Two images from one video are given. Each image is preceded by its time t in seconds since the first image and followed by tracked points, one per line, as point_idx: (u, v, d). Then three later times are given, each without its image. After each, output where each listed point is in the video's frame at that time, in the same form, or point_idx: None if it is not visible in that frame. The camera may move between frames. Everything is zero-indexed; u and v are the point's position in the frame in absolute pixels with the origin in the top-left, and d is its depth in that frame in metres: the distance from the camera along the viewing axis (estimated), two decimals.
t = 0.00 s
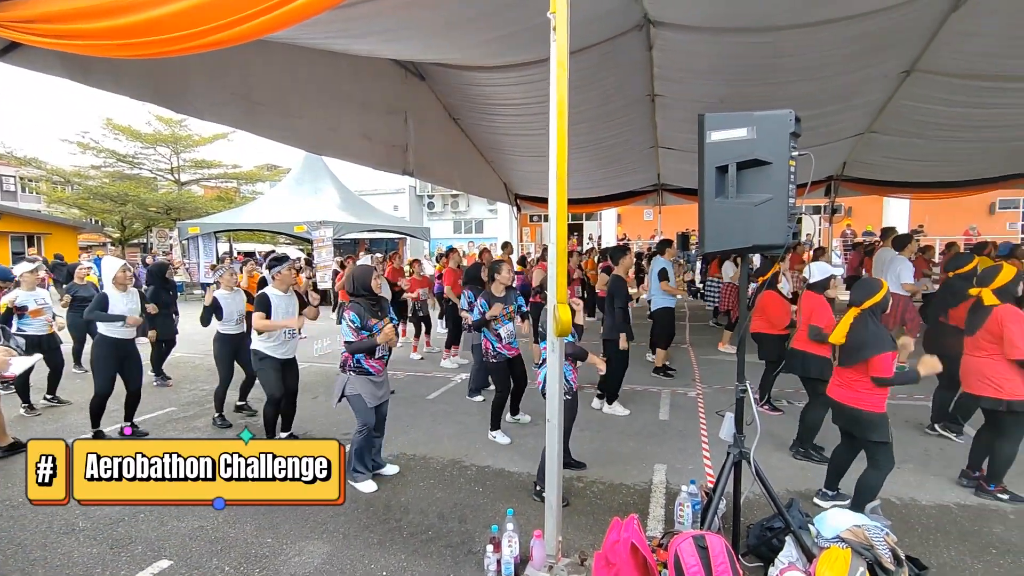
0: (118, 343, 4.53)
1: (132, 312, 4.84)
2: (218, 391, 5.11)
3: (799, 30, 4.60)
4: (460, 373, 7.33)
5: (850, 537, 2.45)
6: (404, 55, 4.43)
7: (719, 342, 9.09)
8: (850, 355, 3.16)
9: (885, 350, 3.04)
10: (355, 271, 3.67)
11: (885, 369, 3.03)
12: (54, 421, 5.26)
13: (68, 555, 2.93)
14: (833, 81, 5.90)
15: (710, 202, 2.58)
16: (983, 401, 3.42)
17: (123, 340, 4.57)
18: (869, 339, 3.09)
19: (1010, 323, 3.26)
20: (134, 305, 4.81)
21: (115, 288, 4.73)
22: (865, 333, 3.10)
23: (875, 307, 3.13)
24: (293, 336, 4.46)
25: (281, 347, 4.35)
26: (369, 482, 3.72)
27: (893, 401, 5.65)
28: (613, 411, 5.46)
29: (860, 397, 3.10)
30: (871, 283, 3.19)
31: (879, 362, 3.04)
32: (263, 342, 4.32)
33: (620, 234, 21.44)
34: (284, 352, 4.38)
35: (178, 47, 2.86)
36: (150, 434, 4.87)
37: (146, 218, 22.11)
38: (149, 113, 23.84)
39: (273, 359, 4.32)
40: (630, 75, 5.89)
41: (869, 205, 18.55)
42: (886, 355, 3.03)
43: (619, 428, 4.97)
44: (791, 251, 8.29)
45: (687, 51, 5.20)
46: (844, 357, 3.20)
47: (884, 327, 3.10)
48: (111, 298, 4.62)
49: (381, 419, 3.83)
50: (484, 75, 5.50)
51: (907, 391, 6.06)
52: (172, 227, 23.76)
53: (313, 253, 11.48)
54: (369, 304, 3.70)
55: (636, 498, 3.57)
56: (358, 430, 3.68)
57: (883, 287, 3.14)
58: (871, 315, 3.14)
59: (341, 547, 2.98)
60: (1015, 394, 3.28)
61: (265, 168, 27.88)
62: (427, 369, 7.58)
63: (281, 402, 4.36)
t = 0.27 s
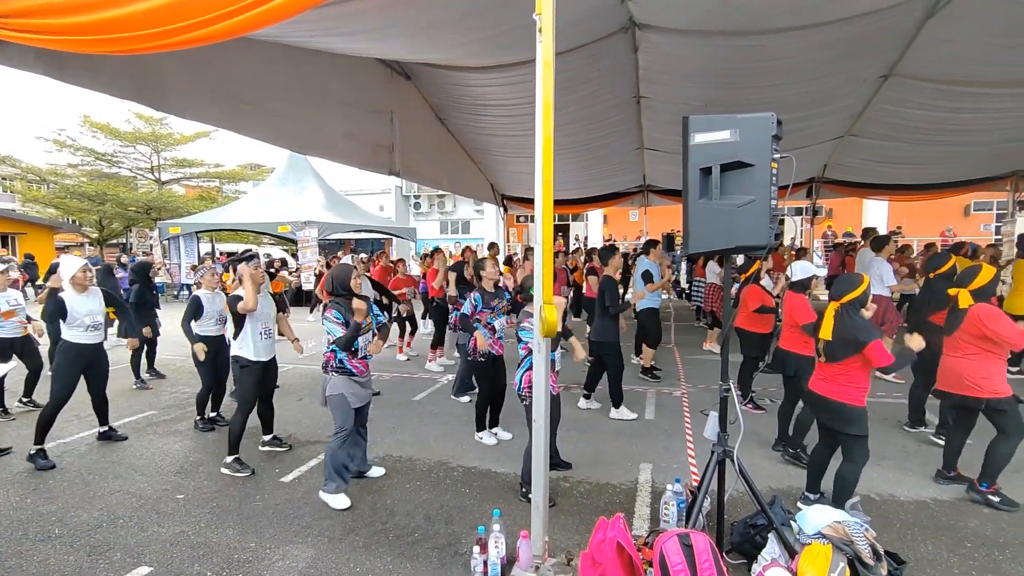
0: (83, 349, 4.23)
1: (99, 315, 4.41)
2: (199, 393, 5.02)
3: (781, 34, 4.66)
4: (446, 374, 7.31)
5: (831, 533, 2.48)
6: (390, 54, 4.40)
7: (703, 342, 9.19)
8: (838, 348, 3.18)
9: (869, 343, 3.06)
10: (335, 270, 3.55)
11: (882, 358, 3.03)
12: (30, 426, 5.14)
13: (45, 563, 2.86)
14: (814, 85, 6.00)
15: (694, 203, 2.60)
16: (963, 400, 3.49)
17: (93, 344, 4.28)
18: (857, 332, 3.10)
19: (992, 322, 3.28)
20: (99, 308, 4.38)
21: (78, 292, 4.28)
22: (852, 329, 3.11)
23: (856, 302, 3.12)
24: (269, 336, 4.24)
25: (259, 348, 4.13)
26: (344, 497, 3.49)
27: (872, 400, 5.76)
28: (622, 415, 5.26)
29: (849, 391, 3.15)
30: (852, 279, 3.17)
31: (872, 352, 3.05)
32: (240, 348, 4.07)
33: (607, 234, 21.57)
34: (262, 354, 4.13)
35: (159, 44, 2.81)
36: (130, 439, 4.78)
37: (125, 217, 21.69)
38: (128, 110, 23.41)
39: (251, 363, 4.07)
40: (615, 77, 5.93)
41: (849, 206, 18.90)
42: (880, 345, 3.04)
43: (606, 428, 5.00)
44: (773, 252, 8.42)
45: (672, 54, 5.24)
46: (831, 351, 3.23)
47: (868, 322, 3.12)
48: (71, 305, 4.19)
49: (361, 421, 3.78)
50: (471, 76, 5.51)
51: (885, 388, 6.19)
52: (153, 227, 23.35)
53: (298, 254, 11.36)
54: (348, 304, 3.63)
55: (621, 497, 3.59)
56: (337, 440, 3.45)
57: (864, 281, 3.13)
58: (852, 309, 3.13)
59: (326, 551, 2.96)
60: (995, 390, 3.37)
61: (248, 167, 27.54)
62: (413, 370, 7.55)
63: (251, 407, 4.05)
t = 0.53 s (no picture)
0: (28, 358, 4.06)
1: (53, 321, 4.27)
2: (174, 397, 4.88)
3: (763, 38, 4.73)
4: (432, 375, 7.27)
5: (812, 531, 2.52)
6: (374, 53, 4.37)
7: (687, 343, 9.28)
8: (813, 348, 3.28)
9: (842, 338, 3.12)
10: (310, 276, 3.43)
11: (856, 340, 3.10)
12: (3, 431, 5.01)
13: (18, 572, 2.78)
14: (795, 89, 6.10)
15: (677, 205, 2.62)
16: (953, 406, 3.46)
17: (40, 353, 4.12)
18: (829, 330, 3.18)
19: (984, 322, 3.31)
20: (50, 314, 4.22)
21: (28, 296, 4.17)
22: (824, 327, 3.20)
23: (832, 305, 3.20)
24: (242, 343, 4.16)
25: (229, 356, 4.04)
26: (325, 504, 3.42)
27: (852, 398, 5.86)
28: (610, 418, 5.24)
29: (823, 390, 3.24)
30: (831, 283, 3.24)
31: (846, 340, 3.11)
32: (207, 354, 3.97)
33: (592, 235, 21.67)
34: (231, 363, 4.04)
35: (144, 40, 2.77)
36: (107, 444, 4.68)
37: (103, 217, 21.24)
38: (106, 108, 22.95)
39: (216, 370, 3.97)
40: (601, 79, 5.96)
41: (830, 208, 19.22)
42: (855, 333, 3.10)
43: (592, 428, 5.01)
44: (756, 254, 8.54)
45: (656, 57, 5.28)
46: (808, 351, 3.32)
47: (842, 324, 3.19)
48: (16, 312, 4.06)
49: (348, 429, 3.69)
50: (457, 77, 5.50)
51: (865, 387, 6.30)
52: (131, 227, 22.89)
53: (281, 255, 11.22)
54: (326, 312, 3.45)
55: (607, 497, 3.61)
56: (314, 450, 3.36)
57: (842, 285, 3.19)
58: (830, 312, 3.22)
59: (309, 555, 2.92)
60: (984, 398, 3.34)
61: (230, 167, 27.14)
62: (399, 372, 7.50)
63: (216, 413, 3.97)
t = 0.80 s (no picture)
0: None
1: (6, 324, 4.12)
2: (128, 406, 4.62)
3: (742, 43, 4.81)
4: (414, 377, 7.22)
5: (789, 526, 2.57)
6: (355, 51, 4.33)
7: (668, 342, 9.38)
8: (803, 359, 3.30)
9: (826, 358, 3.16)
10: (282, 280, 3.30)
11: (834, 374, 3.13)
12: None
13: None
14: (773, 93, 6.21)
15: (658, 206, 2.65)
16: (926, 407, 3.52)
17: None
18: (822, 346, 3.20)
19: (960, 329, 3.35)
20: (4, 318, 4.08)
21: None
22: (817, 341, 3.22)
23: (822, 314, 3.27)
24: (221, 344, 4.05)
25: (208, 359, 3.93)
26: (304, 508, 3.38)
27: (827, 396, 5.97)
28: (592, 418, 5.27)
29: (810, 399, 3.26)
30: (822, 290, 3.34)
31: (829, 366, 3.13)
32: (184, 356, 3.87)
33: (575, 236, 21.76)
34: (210, 365, 3.93)
35: (116, 33, 2.70)
36: (76, 449, 4.54)
37: (74, 216, 20.63)
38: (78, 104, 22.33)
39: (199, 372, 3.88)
40: (583, 81, 5.99)
41: (806, 209, 19.61)
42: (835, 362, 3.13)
43: (574, 428, 5.04)
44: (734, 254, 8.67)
45: (638, 59, 5.33)
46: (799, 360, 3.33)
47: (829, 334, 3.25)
48: None
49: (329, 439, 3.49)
50: (439, 76, 5.49)
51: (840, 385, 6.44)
52: (103, 227, 22.28)
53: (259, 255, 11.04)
54: (299, 316, 3.38)
55: (589, 497, 3.62)
56: (291, 455, 3.32)
57: (831, 295, 3.30)
58: (822, 321, 3.27)
59: (289, 560, 2.88)
60: (959, 401, 3.40)
61: (207, 165, 26.63)
62: (381, 373, 7.43)
63: (195, 416, 3.86)
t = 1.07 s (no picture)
0: None
1: None
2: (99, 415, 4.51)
3: (724, 46, 4.87)
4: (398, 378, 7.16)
5: (769, 522, 2.61)
6: (337, 49, 4.29)
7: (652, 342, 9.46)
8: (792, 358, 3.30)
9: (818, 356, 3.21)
10: (267, 279, 3.28)
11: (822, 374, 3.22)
12: None
13: None
14: (753, 96, 6.31)
15: (641, 207, 2.66)
16: (900, 400, 3.62)
17: None
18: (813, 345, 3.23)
19: (932, 325, 3.49)
20: None
21: None
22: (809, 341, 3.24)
23: (813, 310, 3.28)
24: (200, 346, 3.97)
25: (186, 362, 3.87)
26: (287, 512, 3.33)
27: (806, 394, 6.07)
28: (576, 418, 5.29)
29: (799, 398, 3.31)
30: (811, 286, 3.34)
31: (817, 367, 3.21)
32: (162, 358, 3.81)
33: (559, 236, 21.81)
34: (187, 368, 3.87)
35: (88, 26, 2.63)
36: (47, 455, 4.41)
37: (46, 215, 20.07)
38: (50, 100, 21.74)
39: (176, 375, 3.82)
40: (567, 82, 6.01)
41: (786, 211, 19.95)
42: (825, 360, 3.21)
43: (559, 428, 5.05)
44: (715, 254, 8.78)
45: (621, 61, 5.37)
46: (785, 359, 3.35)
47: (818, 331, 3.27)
48: None
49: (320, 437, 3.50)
50: (423, 76, 5.47)
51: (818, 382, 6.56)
52: (77, 226, 21.70)
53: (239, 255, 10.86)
54: (285, 315, 3.36)
55: (573, 497, 3.63)
56: (277, 457, 3.26)
57: (820, 291, 3.30)
58: (809, 317, 3.30)
59: (269, 566, 2.84)
60: (930, 393, 3.52)
61: (185, 163, 26.13)
62: (364, 374, 7.37)
63: (175, 417, 3.78)
